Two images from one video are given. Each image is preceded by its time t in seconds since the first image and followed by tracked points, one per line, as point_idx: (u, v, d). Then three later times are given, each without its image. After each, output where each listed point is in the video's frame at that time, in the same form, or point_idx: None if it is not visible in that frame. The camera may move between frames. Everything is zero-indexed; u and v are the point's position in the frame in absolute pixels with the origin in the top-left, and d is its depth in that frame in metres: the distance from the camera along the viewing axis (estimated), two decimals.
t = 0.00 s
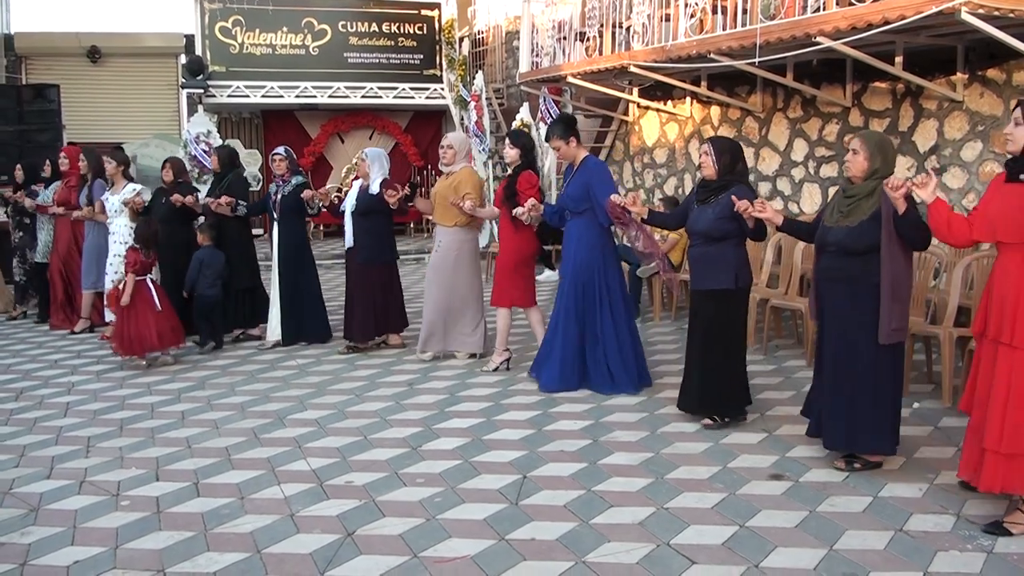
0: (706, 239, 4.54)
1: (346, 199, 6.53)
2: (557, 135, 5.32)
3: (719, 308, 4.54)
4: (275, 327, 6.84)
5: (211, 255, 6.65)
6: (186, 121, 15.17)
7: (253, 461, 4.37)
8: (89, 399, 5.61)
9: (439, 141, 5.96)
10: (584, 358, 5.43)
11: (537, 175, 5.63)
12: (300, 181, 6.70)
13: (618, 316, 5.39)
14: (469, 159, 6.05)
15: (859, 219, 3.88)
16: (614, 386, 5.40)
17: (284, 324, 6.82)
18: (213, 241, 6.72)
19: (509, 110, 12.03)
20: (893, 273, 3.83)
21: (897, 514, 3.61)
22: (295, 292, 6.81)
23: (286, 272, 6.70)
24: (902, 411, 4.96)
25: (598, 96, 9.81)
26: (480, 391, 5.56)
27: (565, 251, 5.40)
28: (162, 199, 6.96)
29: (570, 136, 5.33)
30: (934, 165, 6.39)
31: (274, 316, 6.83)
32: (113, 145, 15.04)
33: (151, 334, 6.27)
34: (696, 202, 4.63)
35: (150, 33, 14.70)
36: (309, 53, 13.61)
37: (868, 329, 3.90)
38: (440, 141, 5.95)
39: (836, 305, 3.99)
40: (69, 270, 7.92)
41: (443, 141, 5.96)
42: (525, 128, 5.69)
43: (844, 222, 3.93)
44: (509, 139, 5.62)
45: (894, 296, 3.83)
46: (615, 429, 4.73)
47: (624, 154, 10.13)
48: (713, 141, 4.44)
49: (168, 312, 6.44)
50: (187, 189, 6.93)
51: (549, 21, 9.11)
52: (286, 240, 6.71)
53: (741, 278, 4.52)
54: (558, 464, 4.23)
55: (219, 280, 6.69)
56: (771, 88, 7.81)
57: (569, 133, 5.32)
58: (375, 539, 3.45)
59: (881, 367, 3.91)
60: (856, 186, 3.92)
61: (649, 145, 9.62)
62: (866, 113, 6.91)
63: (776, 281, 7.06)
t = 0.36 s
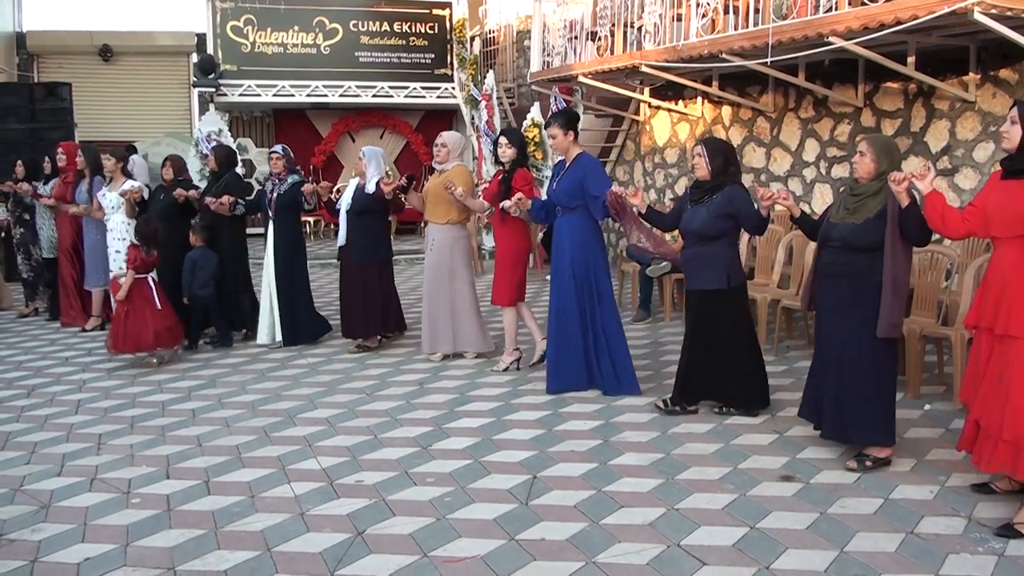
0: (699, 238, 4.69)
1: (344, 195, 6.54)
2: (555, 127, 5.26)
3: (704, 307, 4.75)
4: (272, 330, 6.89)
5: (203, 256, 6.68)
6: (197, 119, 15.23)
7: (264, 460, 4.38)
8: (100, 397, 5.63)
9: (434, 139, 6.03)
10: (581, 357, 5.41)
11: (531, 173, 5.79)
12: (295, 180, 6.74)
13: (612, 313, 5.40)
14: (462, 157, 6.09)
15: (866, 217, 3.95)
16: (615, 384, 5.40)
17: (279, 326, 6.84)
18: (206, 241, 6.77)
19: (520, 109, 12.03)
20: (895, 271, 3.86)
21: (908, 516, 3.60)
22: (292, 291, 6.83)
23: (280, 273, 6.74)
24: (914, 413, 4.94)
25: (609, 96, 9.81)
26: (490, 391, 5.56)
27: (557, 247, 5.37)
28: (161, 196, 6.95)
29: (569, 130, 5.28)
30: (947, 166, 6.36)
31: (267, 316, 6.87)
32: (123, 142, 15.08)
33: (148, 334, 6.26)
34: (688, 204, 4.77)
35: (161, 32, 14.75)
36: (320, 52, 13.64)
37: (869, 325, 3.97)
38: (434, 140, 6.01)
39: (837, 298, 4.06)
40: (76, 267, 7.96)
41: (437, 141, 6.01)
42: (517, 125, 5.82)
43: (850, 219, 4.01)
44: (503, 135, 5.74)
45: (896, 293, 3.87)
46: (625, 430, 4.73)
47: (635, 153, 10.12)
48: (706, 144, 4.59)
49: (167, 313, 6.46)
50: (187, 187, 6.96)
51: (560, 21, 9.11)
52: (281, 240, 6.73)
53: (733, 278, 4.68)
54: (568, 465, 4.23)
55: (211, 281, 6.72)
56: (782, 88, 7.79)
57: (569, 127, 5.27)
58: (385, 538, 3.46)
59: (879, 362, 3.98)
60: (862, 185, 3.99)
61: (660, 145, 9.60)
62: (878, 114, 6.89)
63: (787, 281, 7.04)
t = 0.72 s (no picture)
0: (679, 237, 4.73)
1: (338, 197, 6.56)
2: (553, 124, 5.29)
3: (687, 307, 4.77)
4: (270, 331, 6.87)
5: (195, 257, 6.77)
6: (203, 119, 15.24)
7: (270, 460, 4.39)
8: (106, 397, 5.64)
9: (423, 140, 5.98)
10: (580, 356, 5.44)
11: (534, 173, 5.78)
12: (293, 178, 6.67)
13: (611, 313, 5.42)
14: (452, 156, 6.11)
15: (856, 219, 4.08)
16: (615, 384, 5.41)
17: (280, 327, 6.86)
18: (198, 241, 6.81)
19: (524, 110, 12.03)
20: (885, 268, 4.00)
21: (914, 518, 3.59)
22: (291, 293, 6.85)
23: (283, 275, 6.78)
24: (919, 414, 4.93)
25: (614, 96, 9.82)
26: (495, 391, 5.57)
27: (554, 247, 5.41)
28: (158, 199, 6.98)
29: (567, 129, 5.31)
30: (952, 167, 6.34)
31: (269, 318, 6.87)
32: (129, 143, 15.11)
33: (136, 338, 6.24)
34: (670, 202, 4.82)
35: (165, 33, 14.77)
36: (325, 53, 13.65)
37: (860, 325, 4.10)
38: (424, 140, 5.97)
39: (826, 299, 4.19)
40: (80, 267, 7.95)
41: (427, 141, 5.98)
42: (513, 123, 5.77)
43: (840, 223, 4.15)
44: (501, 134, 5.71)
45: (887, 293, 4.00)
46: (631, 430, 4.73)
47: (639, 154, 10.12)
48: (688, 144, 4.64)
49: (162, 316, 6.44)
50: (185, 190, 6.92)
51: (565, 21, 9.10)
52: (280, 240, 6.74)
53: (712, 278, 4.75)
54: (574, 465, 4.23)
55: (204, 281, 6.77)
56: (787, 89, 7.79)
57: (568, 125, 5.30)
58: (390, 539, 3.46)
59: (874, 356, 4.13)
60: (851, 189, 4.13)
61: (665, 145, 9.59)
62: (883, 114, 6.88)
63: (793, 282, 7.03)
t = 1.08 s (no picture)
0: (671, 241, 4.77)
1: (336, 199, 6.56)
2: (554, 129, 5.37)
3: (681, 311, 4.79)
4: (269, 328, 6.92)
5: (193, 255, 6.72)
6: (209, 120, 15.28)
7: (274, 461, 4.39)
8: (111, 397, 5.65)
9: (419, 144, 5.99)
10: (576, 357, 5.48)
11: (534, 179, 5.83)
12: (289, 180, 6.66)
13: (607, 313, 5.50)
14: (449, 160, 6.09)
15: (828, 225, 4.19)
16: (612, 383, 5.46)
17: (276, 324, 6.90)
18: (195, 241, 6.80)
19: (530, 112, 12.03)
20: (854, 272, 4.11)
21: (919, 524, 3.58)
22: (287, 293, 6.88)
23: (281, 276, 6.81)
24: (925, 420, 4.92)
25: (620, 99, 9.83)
26: (500, 394, 5.56)
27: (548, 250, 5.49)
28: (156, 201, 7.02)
29: (567, 135, 5.39)
30: (958, 172, 6.33)
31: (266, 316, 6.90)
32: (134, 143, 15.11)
33: (135, 336, 6.30)
34: (663, 205, 4.86)
35: (172, 33, 14.79)
36: (331, 54, 13.67)
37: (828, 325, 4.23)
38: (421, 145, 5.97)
39: (800, 302, 4.32)
40: (83, 266, 7.96)
41: (424, 144, 6.00)
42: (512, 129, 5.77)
43: (813, 229, 4.25)
44: (501, 139, 5.71)
45: (856, 295, 4.11)
46: (636, 434, 4.72)
47: (645, 157, 10.11)
48: (678, 147, 4.70)
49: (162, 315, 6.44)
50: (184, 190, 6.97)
51: (572, 25, 9.09)
52: (274, 240, 6.76)
53: (707, 281, 4.77)
54: (579, 469, 4.23)
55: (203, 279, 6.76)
56: (794, 94, 7.78)
57: (569, 132, 5.38)
58: (395, 541, 3.46)
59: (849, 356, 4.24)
60: (826, 195, 4.23)
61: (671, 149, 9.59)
62: (890, 119, 6.87)
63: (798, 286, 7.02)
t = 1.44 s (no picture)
0: (666, 245, 4.83)
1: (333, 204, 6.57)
2: (556, 135, 5.37)
3: (679, 311, 4.83)
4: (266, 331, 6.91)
5: (193, 260, 6.74)
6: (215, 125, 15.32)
7: (281, 466, 4.39)
8: (117, 401, 5.66)
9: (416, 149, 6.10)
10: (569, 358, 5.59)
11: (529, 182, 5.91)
12: (287, 185, 6.74)
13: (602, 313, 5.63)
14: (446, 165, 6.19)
15: (805, 224, 4.20)
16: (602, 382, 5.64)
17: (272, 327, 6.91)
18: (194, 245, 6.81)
19: (535, 117, 12.06)
20: (837, 274, 4.12)
21: (926, 529, 3.57)
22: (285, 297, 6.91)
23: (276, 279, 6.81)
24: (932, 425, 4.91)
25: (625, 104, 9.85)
26: (506, 399, 5.56)
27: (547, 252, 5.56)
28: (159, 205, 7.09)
29: (569, 142, 5.37)
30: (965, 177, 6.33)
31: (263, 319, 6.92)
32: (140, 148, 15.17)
33: (122, 334, 6.31)
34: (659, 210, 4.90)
35: (178, 39, 14.88)
36: (337, 60, 13.71)
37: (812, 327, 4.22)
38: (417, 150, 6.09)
39: (785, 305, 4.31)
40: (79, 272, 8.00)
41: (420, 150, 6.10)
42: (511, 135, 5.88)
43: (791, 227, 4.27)
44: (497, 146, 5.83)
45: (836, 291, 4.11)
46: (642, 439, 4.72)
47: (651, 162, 10.12)
48: (674, 153, 4.76)
49: (155, 317, 6.41)
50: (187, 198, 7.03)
51: (577, 30, 9.09)
52: (276, 247, 6.77)
53: (702, 284, 4.81)
54: (585, 474, 4.22)
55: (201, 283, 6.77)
56: (800, 98, 7.78)
57: (570, 138, 5.36)
58: (402, 545, 3.46)
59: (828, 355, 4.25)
60: (804, 194, 4.26)
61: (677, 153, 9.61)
62: (896, 124, 6.87)
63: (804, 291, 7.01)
